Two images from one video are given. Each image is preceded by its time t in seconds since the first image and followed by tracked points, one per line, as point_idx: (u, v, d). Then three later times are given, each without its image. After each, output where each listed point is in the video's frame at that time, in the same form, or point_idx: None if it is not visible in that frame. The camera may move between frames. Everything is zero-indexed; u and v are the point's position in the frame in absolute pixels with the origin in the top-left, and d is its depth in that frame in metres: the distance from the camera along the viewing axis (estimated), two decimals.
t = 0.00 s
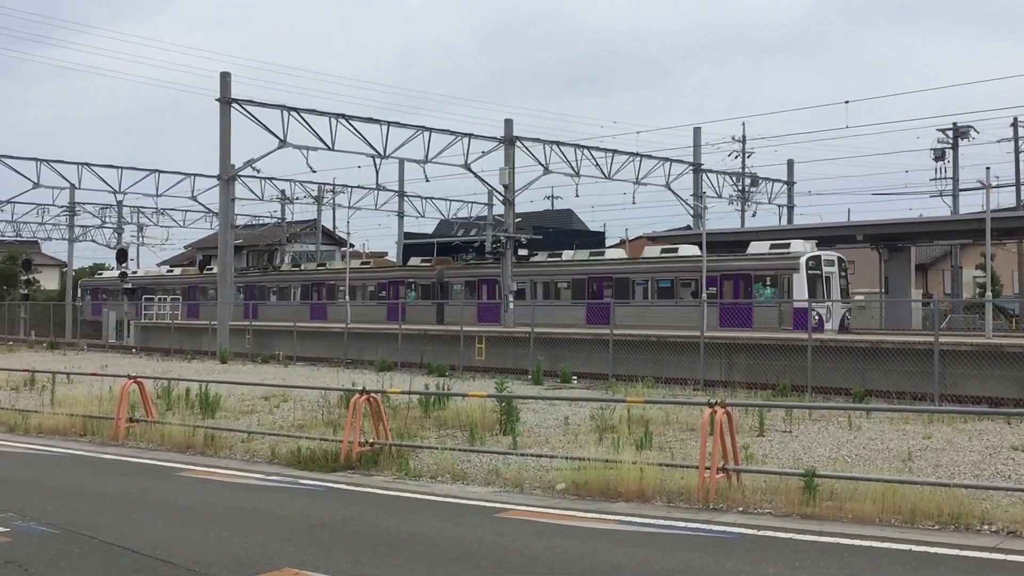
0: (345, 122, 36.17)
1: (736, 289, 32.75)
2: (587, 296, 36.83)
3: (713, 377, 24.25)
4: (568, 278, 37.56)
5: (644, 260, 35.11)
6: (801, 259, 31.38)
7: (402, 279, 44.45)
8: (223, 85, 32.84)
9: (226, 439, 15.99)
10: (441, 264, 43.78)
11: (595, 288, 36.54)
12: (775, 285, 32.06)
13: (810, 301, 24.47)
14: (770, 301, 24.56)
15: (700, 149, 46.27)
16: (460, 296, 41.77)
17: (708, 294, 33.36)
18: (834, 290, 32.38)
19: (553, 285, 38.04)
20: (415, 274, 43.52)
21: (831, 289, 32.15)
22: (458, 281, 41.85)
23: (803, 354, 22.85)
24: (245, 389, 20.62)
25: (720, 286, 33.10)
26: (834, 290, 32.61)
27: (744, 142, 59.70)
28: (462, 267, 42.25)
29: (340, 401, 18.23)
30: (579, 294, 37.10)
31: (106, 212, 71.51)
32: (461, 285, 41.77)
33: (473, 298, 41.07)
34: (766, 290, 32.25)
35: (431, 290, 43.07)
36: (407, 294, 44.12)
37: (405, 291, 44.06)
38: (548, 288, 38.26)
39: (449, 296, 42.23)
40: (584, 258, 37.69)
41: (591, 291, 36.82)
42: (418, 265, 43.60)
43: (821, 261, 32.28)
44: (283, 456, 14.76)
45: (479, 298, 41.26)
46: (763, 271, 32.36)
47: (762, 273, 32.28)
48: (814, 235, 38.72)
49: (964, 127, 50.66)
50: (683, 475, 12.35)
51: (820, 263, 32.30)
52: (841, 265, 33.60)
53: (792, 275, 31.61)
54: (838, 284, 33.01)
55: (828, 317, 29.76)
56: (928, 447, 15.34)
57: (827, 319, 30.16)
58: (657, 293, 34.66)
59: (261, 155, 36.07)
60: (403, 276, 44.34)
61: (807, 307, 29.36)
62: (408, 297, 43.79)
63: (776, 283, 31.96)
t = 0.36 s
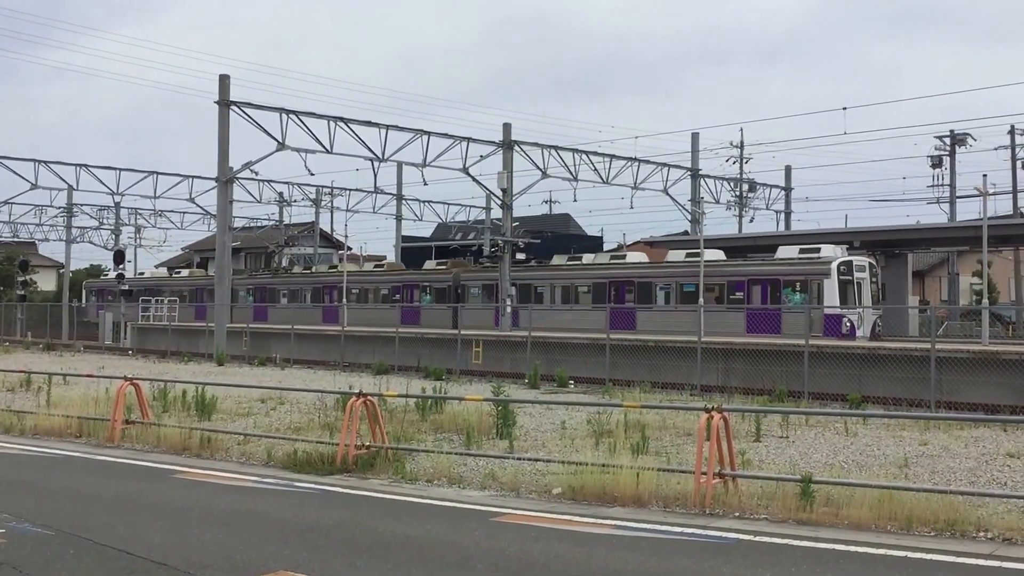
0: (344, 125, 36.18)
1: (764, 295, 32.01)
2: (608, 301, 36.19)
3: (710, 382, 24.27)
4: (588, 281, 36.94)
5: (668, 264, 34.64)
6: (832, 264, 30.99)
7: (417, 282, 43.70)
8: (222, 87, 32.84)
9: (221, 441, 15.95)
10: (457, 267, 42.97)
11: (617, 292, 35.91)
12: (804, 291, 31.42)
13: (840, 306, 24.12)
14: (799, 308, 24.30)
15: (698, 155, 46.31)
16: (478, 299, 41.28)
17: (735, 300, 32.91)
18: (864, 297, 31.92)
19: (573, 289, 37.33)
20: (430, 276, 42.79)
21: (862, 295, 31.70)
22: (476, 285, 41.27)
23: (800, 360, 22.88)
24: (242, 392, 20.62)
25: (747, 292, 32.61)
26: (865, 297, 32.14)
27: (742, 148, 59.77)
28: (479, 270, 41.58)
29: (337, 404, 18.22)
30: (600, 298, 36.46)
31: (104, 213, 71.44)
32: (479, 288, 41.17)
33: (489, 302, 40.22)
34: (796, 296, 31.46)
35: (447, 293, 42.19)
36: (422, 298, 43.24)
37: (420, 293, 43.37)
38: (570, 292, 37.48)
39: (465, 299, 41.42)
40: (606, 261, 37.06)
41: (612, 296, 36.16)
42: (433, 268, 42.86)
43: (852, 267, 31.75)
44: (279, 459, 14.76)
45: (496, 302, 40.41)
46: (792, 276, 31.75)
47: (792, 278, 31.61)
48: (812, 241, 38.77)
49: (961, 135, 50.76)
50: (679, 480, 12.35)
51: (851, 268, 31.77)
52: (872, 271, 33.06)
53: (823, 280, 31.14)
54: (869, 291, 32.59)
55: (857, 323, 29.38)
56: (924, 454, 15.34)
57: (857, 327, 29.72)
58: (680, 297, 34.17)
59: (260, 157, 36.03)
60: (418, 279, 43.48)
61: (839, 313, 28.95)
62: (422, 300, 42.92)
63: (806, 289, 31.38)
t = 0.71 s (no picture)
0: (334, 127, 36.15)
1: (784, 297, 31.54)
2: (620, 303, 35.74)
3: (699, 384, 24.30)
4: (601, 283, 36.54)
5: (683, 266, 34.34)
6: (858, 265, 30.41)
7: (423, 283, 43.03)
8: (212, 88, 32.78)
9: (209, 442, 15.91)
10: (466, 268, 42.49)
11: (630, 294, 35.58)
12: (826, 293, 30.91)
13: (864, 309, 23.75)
14: (821, 311, 23.62)
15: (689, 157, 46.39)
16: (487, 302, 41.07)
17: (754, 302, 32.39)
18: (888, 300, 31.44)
19: (585, 290, 36.98)
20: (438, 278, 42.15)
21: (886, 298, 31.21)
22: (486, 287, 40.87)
23: (789, 363, 22.94)
24: (230, 393, 20.59)
25: (766, 293, 31.99)
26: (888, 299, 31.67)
27: (732, 151, 59.95)
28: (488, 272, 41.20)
29: (325, 405, 18.20)
30: (612, 300, 36.05)
31: (93, 214, 71.17)
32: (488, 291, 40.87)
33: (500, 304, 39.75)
34: (817, 298, 30.97)
35: (456, 295, 41.67)
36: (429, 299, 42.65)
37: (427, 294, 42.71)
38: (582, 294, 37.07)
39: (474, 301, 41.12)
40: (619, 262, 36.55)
41: (625, 298, 35.71)
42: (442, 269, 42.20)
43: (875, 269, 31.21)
44: (268, 460, 14.72)
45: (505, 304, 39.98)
46: (813, 278, 31.20)
47: (813, 280, 31.11)
48: (802, 245, 38.88)
49: (949, 138, 50.98)
50: (667, 482, 12.37)
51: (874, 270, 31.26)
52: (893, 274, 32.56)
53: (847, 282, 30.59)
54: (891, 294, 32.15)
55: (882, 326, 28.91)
56: (912, 457, 15.38)
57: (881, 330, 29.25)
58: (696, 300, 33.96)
59: (250, 158, 35.96)
60: (426, 280, 42.90)
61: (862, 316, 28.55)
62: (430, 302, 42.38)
63: (829, 291, 30.81)
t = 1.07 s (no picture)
0: (318, 124, 36.03)
1: (800, 296, 31.91)
2: (631, 302, 36.12)
3: (681, 382, 24.38)
4: (611, 281, 36.69)
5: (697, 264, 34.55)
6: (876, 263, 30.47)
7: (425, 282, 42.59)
8: (195, 85, 32.61)
9: (191, 441, 15.85)
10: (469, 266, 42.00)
11: (642, 292, 35.85)
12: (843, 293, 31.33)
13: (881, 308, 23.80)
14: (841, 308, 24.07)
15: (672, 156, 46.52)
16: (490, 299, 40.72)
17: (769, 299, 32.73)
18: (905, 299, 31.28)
19: (594, 288, 36.98)
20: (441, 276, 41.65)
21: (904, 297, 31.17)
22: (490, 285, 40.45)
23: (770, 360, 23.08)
24: (212, 391, 20.52)
25: (781, 292, 32.30)
26: (906, 298, 31.64)
27: (716, 150, 60.13)
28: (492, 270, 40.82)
29: (309, 403, 18.17)
30: (623, 298, 36.38)
31: (75, 211, 70.60)
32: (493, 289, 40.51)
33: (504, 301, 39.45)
34: (835, 297, 31.39)
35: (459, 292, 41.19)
36: (431, 297, 42.13)
37: (430, 293, 42.25)
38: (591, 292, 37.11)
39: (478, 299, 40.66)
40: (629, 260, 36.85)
41: (637, 296, 36.07)
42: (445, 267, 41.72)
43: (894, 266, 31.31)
44: (250, 458, 14.68)
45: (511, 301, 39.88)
46: (831, 278, 31.64)
47: (829, 278, 31.55)
48: (785, 244, 39.11)
49: (931, 137, 51.34)
50: (650, 479, 12.41)
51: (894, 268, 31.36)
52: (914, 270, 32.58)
53: (864, 281, 30.87)
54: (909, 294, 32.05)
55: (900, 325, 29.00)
56: (893, 454, 15.52)
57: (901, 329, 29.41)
58: (708, 299, 34.30)
59: (233, 155, 35.78)
60: (428, 278, 42.38)
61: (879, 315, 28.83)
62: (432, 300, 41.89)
63: (846, 290, 31.27)
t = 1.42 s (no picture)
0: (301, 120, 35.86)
1: (815, 291, 29.58)
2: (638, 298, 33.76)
3: (665, 378, 24.46)
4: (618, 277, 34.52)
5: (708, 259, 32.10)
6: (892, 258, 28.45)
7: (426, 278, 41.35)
8: (177, 80, 32.41)
9: (174, 438, 15.76)
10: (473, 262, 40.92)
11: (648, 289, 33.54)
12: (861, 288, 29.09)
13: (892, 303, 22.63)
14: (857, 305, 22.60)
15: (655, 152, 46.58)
16: (494, 295, 39.07)
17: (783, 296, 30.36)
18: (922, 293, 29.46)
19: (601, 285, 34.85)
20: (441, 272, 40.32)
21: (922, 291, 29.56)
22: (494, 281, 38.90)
23: (754, 356, 23.17)
24: (195, 388, 20.42)
25: (795, 287, 29.99)
26: (923, 292, 29.93)
27: (699, 146, 60.23)
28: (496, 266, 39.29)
29: (292, 400, 18.11)
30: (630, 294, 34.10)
31: (56, 208, 70.06)
32: (496, 284, 38.79)
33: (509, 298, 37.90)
34: (851, 293, 29.16)
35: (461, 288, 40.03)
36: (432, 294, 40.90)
37: (432, 290, 41.00)
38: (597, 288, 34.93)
39: (482, 296, 39.25)
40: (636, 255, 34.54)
41: (643, 292, 33.68)
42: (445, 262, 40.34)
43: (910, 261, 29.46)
44: (233, 454, 14.64)
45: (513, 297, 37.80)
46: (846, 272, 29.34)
47: (846, 273, 29.25)
48: (768, 240, 39.25)
49: (912, 134, 51.63)
50: (633, 475, 12.45)
51: (910, 262, 29.52)
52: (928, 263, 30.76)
53: (881, 276, 28.70)
54: (926, 285, 30.22)
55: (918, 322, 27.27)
56: (874, 448, 15.62)
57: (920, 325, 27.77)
58: (720, 295, 31.80)
59: (216, 151, 35.60)
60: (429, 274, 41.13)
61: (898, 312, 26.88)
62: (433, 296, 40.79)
63: (863, 285, 28.95)
